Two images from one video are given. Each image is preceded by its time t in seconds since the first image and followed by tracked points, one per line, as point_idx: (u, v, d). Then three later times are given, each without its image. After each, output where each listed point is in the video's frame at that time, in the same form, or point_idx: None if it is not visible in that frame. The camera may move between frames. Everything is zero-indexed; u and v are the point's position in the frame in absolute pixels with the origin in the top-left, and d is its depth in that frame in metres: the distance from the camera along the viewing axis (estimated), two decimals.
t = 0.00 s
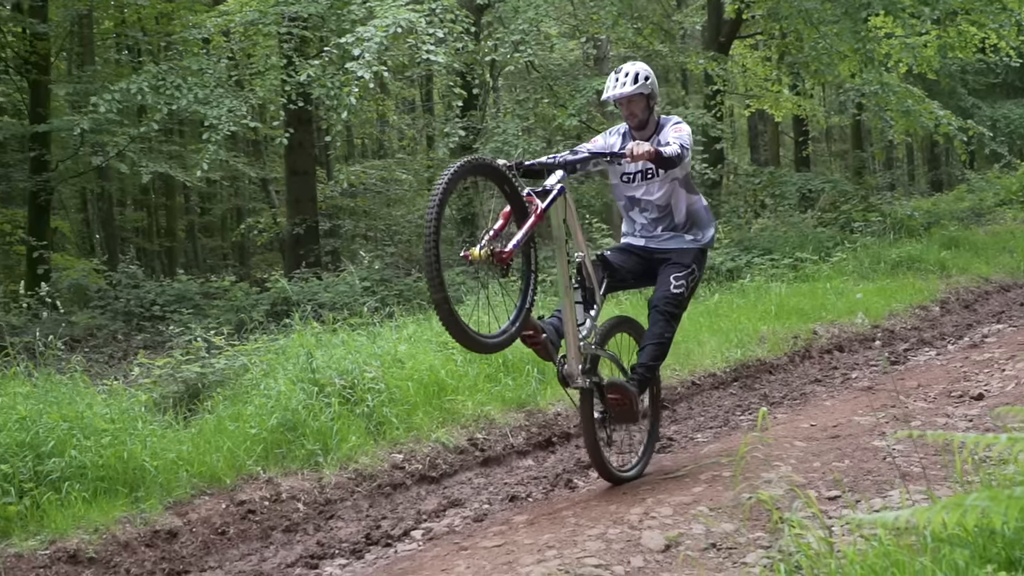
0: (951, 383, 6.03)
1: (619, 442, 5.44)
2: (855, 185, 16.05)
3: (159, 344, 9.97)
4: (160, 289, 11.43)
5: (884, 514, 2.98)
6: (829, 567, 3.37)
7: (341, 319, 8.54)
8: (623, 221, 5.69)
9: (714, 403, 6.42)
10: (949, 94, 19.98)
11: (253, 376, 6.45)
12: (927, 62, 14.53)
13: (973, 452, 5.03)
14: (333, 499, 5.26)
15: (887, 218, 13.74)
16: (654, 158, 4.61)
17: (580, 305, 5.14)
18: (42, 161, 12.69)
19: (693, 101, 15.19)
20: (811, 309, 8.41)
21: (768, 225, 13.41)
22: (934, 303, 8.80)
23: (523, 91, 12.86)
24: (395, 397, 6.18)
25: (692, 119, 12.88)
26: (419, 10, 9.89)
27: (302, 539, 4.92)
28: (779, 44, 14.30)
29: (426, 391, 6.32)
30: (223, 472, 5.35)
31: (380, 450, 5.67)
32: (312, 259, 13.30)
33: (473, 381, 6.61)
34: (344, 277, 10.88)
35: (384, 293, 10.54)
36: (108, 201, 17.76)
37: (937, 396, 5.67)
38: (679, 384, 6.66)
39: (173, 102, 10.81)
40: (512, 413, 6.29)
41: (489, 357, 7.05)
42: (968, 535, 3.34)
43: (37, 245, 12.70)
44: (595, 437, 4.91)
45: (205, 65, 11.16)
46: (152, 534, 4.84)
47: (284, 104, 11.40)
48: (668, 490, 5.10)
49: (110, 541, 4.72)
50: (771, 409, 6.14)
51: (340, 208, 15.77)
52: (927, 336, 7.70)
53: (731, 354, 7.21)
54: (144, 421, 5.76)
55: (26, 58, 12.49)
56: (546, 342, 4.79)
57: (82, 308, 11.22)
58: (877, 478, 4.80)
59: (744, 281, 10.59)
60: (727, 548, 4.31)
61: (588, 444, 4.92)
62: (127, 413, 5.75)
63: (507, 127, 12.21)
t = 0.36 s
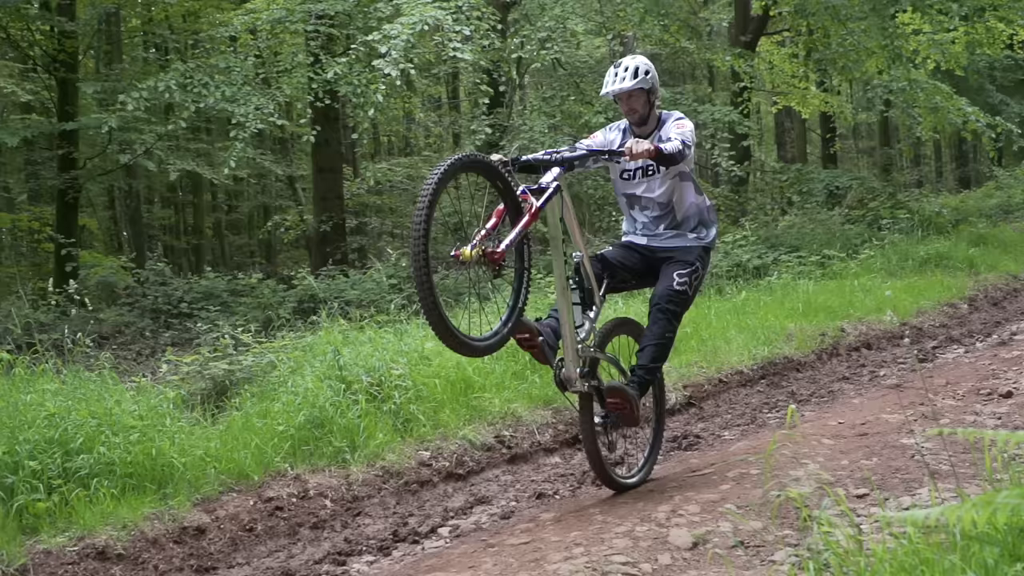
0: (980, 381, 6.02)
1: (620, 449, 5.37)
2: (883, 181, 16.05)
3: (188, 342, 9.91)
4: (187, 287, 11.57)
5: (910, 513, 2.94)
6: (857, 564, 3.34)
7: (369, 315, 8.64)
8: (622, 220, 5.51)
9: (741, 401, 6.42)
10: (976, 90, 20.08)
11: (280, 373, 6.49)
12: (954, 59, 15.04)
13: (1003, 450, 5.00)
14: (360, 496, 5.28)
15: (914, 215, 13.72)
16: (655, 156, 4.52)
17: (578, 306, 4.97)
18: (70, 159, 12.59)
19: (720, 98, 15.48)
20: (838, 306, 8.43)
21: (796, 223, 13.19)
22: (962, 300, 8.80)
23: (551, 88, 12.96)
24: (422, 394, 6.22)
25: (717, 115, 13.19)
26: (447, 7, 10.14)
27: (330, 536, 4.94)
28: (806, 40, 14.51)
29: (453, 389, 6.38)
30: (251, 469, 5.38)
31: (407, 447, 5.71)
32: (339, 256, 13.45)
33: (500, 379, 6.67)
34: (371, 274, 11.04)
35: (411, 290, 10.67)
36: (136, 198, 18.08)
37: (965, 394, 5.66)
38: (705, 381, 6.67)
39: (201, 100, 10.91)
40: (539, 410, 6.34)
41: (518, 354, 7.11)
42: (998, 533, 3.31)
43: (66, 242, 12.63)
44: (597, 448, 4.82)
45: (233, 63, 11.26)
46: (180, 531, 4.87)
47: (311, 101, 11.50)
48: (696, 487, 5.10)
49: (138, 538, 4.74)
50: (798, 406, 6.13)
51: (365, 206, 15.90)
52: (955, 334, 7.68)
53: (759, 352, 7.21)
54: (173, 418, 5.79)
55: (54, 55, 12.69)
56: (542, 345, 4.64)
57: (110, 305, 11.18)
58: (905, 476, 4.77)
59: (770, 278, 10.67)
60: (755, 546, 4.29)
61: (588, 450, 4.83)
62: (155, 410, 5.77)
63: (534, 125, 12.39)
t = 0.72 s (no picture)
0: (1012, 378, 5.99)
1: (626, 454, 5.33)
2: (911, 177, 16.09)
3: (216, 339, 10.02)
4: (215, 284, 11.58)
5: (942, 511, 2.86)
6: (888, 563, 3.31)
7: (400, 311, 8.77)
8: (623, 218, 5.38)
9: (769, 399, 6.42)
10: (1005, 87, 20.10)
11: (307, 370, 6.53)
12: (983, 55, 15.14)
13: None
14: (387, 493, 5.31)
15: (942, 212, 13.69)
16: (654, 160, 4.38)
17: (576, 312, 4.84)
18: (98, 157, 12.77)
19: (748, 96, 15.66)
20: (867, 304, 8.44)
21: (823, 219, 13.40)
22: (991, 298, 8.78)
23: (576, 86, 13.15)
24: (449, 392, 6.28)
25: (745, 112, 13.58)
26: (474, 5, 10.20)
27: (357, 532, 4.96)
28: (834, 36, 14.59)
29: (480, 386, 6.45)
30: (279, 466, 5.41)
31: (434, 445, 5.75)
32: (365, 254, 13.56)
33: (527, 377, 6.72)
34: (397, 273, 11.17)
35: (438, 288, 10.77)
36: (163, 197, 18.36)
37: (996, 392, 5.64)
38: (733, 379, 6.66)
39: (229, 98, 11.05)
40: (567, 408, 6.35)
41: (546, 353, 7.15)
42: None
43: (94, 240, 12.76)
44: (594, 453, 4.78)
45: (260, 62, 11.40)
46: (209, 528, 4.89)
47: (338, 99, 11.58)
48: (723, 485, 5.08)
49: (167, 534, 4.76)
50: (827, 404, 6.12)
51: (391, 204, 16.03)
52: (985, 331, 7.65)
53: (786, 349, 7.20)
54: (200, 415, 5.82)
55: (83, 54, 12.87)
56: (538, 354, 4.53)
57: (138, 303, 11.27)
58: (934, 474, 4.73)
59: (797, 276, 10.74)
60: (783, 544, 4.28)
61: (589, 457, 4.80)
62: (183, 407, 5.80)
63: (561, 123, 12.54)
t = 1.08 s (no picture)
0: None
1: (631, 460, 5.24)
2: (940, 174, 16.07)
3: (244, 337, 10.10)
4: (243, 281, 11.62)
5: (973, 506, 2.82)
6: (918, 560, 3.29)
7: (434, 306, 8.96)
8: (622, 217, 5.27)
9: (797, 396, 6.43)
10: None
11: (335, 368, 6.58)
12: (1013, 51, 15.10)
13: None
14: (416, 490, 5.34)
15: (971, 210, 13.63)
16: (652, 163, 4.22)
17: (573, 318, 4.72)
18: (127, 156, 12.88)
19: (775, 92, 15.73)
20: (895, 301, 8.46)
21: (852, 217, 13.44)
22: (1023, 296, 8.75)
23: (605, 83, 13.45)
24: (478, 389, 6.36)
25: (772, 109, 13.73)
26: (501, 2, 10.20)
27: (386, 530, 4.98)
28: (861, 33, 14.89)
29: (509, 384, 6.51)
30: (308, 463, 5.44)
31: (462, 442, 5.80)
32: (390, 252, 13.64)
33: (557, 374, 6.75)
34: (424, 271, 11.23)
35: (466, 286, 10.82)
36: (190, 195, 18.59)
37: None
38: (762, 377, 6.69)
39: (256, 97, 11.14)
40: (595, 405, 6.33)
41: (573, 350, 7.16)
42: None
43: (123, 238, 12.84)
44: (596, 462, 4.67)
45: (287, 60, 11.53)
46: (238, 525, 4.90)
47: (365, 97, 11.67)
48: (751, 483, 5.07)
49: (196, 531, 4.78)
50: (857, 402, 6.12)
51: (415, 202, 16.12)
52: (1018, 330, 7.60)
53: (815, 347, 7.20)
54: (230, 412, 5.85)
55: (111, 53, 12.81)
56: (535, 364, 4.42)
57: (167, 301, 11.35)
58: (964, 472, 4.69)
59: (825, 274, 10.81)
60: (812, 542, 4.25)
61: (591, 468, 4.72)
62: (212, 404, 5.83)
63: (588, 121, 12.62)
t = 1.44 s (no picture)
0: None
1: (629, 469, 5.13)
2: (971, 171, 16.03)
3: (273, 334, 10.19)
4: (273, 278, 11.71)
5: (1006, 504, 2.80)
6: (951, 558, 3.29)
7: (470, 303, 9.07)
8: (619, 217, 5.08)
9: (828, 394, 6.44)
10: None
11: (365, 366, 6.65)
12: None
13: None
14: (445, 488, 5.39)
15: (1002, 207, 13.56)
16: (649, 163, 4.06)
17: (568, 324, 4.54)
18: (157, 154, 12.83)
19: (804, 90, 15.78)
20: (927, 299, 8.48)
21: (882, 214, 13.45)
22: None
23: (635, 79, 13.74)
24: (506, 387, 6.45)
25: (803, 106, 13.74)
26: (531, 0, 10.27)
27: (415, 527, 4.99)
28: (892, 30, 14.88)
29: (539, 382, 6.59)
30: (338, 461, 5.48)
31: (491, 440, 5.86)
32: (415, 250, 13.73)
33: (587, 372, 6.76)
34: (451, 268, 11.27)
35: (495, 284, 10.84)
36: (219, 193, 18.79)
37: None
38: (792, 375, 6.71)
39: (286, 95, 11.31)
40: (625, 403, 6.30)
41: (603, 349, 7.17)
42: None
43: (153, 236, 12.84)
44: (593, 473, 4.51)
45: (318, 58, 11.63)
46: (268, 521, 4.91)
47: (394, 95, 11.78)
48: (782, 481, 5.05)
49: (227, 528, 4.79)
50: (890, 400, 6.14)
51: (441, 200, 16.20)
52: None
53: (845, 345, 7.23)
54: (260, 409, 5.90)
55: (142, 52, 12.87)
56: (529, 370, 4.27)
57: (197, 298, 11.45)
58: (996, 471, 4.64)
59: (855, 272, 10.84)
60: (844, 541, 4.22)
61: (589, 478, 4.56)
62: (242, 401, 5.87)
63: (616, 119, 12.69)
